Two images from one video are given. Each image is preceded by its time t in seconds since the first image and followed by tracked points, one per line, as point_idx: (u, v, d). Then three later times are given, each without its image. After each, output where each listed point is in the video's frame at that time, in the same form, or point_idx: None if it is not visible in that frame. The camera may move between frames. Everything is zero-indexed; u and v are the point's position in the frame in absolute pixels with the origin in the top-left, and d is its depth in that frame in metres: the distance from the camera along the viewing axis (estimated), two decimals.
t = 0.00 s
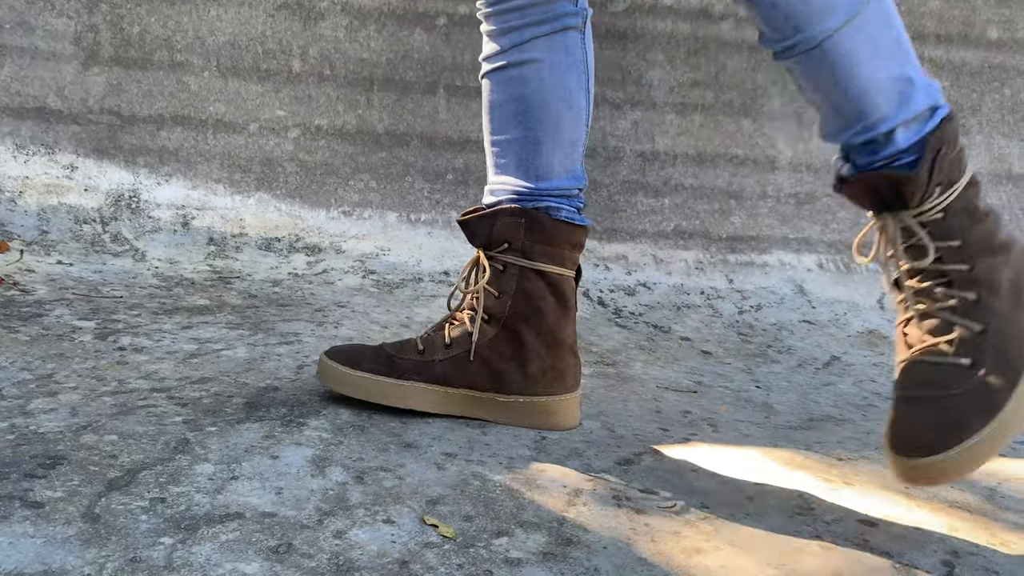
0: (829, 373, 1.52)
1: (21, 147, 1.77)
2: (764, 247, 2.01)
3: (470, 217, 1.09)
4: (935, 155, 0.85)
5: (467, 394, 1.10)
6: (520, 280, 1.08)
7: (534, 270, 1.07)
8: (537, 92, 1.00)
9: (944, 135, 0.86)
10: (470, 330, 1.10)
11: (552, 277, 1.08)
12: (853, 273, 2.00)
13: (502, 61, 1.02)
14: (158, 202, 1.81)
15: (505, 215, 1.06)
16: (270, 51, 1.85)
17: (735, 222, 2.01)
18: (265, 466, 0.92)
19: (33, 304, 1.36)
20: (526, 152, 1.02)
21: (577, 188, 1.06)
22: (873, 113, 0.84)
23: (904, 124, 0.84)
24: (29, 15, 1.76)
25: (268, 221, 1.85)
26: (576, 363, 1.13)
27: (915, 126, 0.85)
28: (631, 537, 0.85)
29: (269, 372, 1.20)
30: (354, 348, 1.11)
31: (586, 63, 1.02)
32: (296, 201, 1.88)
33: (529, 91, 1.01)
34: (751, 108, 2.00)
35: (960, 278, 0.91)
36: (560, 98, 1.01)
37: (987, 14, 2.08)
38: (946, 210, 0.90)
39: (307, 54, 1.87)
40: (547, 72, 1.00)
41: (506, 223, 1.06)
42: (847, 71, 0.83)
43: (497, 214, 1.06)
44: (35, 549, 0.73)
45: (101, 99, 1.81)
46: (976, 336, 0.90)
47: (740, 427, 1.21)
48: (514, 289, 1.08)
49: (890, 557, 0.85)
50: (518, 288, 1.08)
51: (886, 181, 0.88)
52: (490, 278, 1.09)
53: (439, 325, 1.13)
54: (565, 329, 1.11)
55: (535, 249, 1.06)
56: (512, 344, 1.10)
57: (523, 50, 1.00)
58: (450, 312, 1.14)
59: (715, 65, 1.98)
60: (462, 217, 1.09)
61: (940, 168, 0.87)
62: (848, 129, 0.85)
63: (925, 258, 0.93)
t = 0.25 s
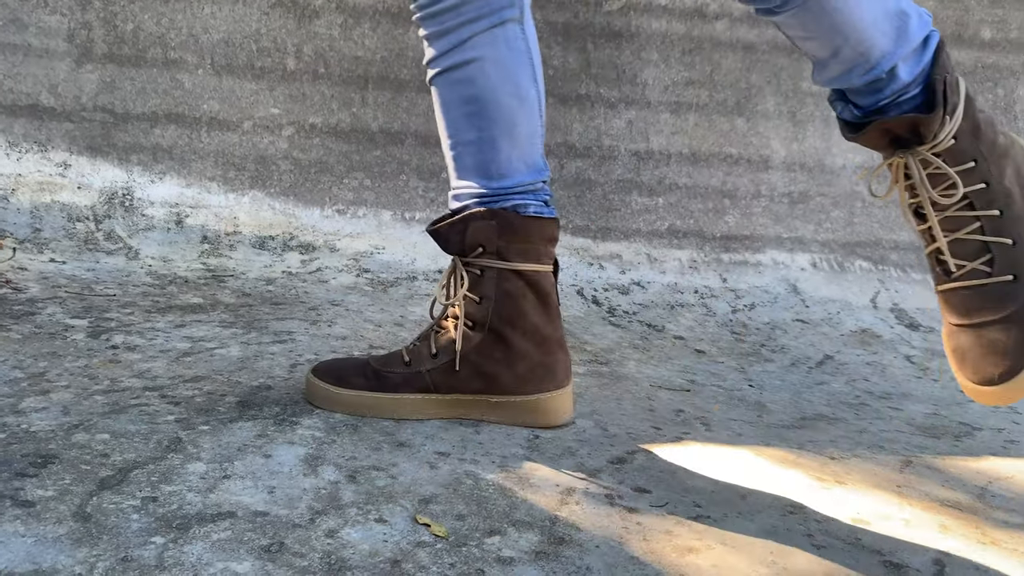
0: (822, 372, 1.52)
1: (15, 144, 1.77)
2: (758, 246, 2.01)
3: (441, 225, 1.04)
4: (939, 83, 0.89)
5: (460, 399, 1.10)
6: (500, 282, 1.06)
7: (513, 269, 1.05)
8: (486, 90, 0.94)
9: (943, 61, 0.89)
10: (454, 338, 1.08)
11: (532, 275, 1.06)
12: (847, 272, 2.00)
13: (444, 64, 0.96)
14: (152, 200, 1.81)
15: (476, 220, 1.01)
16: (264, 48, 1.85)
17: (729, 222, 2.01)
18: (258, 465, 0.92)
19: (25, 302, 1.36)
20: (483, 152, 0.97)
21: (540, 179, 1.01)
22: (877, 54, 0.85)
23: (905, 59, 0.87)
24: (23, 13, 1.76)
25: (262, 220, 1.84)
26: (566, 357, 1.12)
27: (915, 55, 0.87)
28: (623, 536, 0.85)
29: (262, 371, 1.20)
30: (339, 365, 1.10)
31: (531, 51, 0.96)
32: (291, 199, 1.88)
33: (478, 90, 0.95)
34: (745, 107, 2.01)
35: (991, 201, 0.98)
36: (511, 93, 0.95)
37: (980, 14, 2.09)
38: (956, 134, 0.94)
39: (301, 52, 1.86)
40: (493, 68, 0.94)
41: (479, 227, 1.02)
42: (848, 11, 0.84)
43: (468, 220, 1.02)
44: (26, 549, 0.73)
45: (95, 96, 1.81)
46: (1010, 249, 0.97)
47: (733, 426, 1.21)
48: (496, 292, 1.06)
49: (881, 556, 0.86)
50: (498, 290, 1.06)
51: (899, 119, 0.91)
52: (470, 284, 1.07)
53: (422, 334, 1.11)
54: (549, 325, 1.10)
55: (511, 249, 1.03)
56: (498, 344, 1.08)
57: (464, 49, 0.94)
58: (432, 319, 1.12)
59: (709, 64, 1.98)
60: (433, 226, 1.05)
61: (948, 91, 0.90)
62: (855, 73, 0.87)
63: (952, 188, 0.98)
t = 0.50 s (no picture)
0: (816, 371, 1.52)
1: (7, 141, 1.77)
2: (752, 245, 2.01)
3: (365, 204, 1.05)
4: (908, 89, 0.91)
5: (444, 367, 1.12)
6: (443, 237, 1.07)
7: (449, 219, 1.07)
8: (371, 50, 0.95)
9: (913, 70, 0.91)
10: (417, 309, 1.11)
11: (470, 219, 1.08)
12: (840, 271, 2.01)
13: (323, 33, 0.96)
14: (145, 198, 1.80)
15: (395, 181, 1.02)
16: (258, 46, 1.84)
17: (723, 220, 2.01)
18: (251, 463, 0.92)
19: (17, 300, 1.35)
20: (386, 113, 0.97)
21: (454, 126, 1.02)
22: (852, 52, 0.87)
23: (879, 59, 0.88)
24: (15, 9, 1.75)
25: (256, 218, 1.84)
26: (525, 284, 1.15)
27: (889, 56, 0.89)
28: (616, 534, 0.85)
29: (255, 369, 1.20)
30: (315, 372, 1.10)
31: (410, 5, 0.97)
32: (284, 196, 1.87)
33: (364, 54, 0.95)
34: (739, 106, 2.01)
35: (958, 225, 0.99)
36: (395, 48, 0.95)
37: (974, 15, 2.09)
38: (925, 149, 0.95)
39: (295, 49, 1.85)
40: (370, 28, 0.94)
41: (400, 191, 1.04)
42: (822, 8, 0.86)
43: (387, 186, 1.03)
44: (17, 547, 0.73)
45: (88, 93, 1.80)
46: (974, 276, 0.99)
47: (725, 425, 1.21)
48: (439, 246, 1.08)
49: (871, 554, 0.86)
50: (440, 245, 1.08)
51: (869, 123, 0.92)
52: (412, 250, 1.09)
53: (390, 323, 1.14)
54: (498, 259, 1.12)
55: (438, 198, 1.05)
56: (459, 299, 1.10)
57: (337, 15, 0.94)
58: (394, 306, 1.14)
59: (704, 63, 1.98)
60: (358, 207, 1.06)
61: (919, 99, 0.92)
62: (825, 71, 0.89)
63: (919, 206, 1.00)
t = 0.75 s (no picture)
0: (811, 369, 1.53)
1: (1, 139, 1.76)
2: (747, 244, 2.01)
3: (405, 220, 1.05)
4: (836, 129, 0.84)
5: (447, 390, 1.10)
6: (476, 267, 1.07)
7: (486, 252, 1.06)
8: (433, 75, 0.97)
9: (847, 115, 0.85)
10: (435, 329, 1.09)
11: (505, 256, 1.08)
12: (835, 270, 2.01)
13: (385, 54, 0.99)
14: (140, 196, 1.80)
15: (441, 207, 1.03)
16: (254, 44, 1.84)
17: (718, 219, 2.02)
18: (246, 462, 0.92)
19: (10, 298, 1.35)
20: (438, 139, 1.00)
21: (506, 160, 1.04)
22: (782, 83, 0.82)
23: (808, 96, 0.83)
24: (9, 6, 1.75)
25: (251, 216, 1.84)
26: (549, 333, 1.13)
27: (817, 96, 0.84)
28: (611, 533, 0.85)
29: (250, 367, 1.19)
30: (321, 365, 1.10)
31: (476, 35, 0.99)
32: (280, 195, 1.87)
33: (426, 77, 0.97)
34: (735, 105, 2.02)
35: (884, 270, 0.87)
36: (461, 75, 0.97)
37: (968, 15, 2.11)
38: (850, 188, 0.87)
39: (291, 47, 1.86)
40: (438, 53, 0.96)
41: (445, 215, 1.03)
42: (757, 36, 0.82)
43: (433, 209, 1.03)
44: (11, 546, 0.72)
45: (82, 91, 1.79)
46: (881, 325, 0.87)
47: (721, 424, 1.21)
48: (472, 276, 1.07)
49: (866, 552, 0.86)
50: (473, 275, 1.07)
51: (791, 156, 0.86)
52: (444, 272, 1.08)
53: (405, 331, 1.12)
54: (529, 303, 1.11)
55: (480, 231, 1.05)
56: (481, 332, 1.09)
57: (404, 38, 0.96)
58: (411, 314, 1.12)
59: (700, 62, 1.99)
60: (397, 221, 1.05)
61: (847, 142, 0.85)
62: (751, 99, 0.84)
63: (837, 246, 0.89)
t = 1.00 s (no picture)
0: (808, 369, 1.53)
1: None
2: (745, 243, 2.01)
3: (445, 218, 0.98)
4: (675, 234, 0.72)
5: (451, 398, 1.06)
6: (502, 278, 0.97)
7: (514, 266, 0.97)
8: (524, 87, 0.93)
9: (693, 225, 0.71)
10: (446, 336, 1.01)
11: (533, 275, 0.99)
12: (833, 269, 2.00)
13: (487, 53, 0.95)
14: (137, 195, 1.79)
15: (483, 216, 0.95)
16: (251, 43, 1.85)
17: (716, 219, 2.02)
18: (244, 461, 0.92)
19: (7, 298, 1.34)
20: (509, 151, 0.95)
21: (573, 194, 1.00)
22: (637, 147, 0.72)
23: (656, 175, 0.72)
24: (7, 6, 1.75)
25: (248, 215, 1.83)
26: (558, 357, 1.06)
27: (667, 183, 0.72)
28: (609, 532, 0.85)
29: (248, 367, 1.19)
30: (326, 360, 1.09)
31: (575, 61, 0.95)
32: (277, 194, 1.87)
33: (515, 88, 0.93)
34: (732, 105, 2.04)
35: (607, 323, 0.75)
36: (549, 97, 0.94)
37: (965, 14, 2.11)
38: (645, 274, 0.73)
39: (288, 47, 1.87)
40: (536, 67, 0.92)
41: (484, 222, 0.96)
42: (635, 93, 0.72)
43: (474, 214, 0.96)
44: (8, 545, 0.72)
45: (79, 90, 1.79)
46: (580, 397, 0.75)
47: (719, 423, 1.21)
48: (495, 292, 0.98)
49: (863, 551, 0.86)
50: (498, 289, 0.98)
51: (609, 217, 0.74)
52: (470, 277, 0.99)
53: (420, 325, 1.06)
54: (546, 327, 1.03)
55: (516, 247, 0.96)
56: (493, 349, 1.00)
57: (510, 43, 0.92)
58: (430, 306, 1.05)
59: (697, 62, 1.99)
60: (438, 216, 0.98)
61: (666, 233, 0.71)
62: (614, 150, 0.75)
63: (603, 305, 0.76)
